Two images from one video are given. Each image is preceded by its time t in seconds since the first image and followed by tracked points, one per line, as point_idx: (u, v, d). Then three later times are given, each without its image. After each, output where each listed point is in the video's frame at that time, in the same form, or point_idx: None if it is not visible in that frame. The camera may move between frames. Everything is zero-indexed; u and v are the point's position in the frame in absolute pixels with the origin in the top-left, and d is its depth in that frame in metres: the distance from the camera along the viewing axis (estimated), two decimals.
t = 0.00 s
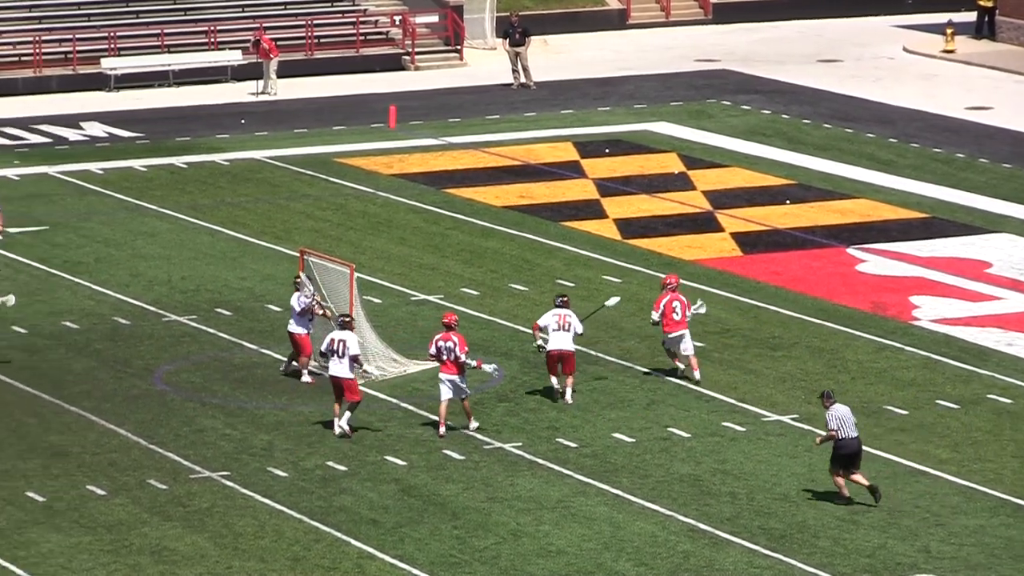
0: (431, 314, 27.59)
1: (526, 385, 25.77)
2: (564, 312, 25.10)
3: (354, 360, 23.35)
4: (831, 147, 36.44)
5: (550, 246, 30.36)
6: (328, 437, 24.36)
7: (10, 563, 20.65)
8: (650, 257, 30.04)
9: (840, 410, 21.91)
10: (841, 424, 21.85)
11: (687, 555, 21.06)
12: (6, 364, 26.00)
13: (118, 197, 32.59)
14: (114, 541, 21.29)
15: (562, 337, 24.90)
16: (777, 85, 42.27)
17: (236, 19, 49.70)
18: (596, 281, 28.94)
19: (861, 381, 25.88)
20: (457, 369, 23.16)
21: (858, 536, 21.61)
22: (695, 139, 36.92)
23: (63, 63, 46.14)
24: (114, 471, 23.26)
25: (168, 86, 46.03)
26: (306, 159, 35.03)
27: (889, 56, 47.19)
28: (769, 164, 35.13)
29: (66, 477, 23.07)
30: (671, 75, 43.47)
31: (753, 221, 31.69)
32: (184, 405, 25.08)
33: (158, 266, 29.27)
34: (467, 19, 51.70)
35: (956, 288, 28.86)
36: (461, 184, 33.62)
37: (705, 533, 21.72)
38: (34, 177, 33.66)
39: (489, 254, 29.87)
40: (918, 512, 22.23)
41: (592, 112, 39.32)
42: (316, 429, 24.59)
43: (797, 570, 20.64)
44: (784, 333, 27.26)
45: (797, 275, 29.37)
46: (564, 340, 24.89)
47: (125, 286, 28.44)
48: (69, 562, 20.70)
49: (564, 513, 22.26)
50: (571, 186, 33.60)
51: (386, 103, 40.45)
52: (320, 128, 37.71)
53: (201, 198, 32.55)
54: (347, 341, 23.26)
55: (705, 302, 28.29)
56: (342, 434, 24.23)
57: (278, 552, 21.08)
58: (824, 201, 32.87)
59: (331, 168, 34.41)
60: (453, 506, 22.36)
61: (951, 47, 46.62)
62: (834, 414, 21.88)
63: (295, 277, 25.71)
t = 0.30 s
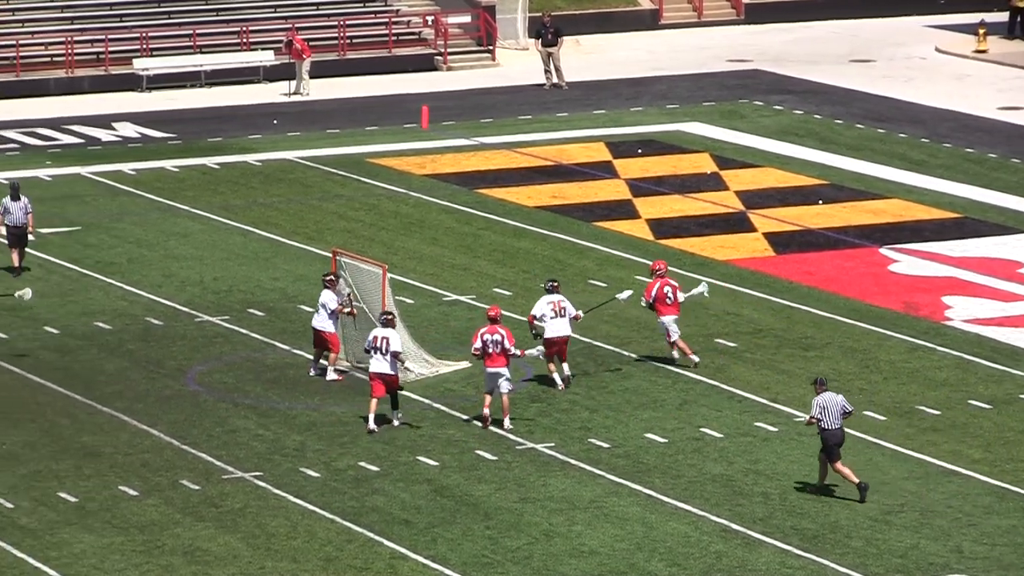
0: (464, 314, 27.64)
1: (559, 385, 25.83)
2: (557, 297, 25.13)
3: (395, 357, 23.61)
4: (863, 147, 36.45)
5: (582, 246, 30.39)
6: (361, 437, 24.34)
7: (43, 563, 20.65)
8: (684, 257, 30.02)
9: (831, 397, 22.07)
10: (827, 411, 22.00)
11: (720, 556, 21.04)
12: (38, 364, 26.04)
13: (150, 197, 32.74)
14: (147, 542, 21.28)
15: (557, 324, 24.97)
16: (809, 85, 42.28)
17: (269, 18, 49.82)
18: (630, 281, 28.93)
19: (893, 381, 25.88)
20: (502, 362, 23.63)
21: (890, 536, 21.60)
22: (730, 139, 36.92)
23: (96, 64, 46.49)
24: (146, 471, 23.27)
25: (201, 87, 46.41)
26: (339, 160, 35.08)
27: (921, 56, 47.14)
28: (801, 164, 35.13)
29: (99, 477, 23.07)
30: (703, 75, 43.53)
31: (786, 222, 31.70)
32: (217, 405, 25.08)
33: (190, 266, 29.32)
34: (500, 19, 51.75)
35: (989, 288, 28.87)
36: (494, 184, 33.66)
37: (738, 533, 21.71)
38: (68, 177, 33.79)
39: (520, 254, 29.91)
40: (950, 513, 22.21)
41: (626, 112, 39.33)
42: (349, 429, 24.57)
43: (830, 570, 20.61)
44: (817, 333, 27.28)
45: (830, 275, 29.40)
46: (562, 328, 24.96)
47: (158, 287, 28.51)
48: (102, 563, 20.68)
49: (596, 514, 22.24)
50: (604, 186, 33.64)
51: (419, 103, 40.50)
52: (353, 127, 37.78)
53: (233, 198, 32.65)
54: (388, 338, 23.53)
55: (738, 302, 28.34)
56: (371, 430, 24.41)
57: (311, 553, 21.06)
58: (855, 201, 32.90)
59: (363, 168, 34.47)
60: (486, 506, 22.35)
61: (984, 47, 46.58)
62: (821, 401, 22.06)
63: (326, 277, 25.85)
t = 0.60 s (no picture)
0: (491, 315, 27.71)
1: (587, 385, 25.84)
2: (549, 284, 25.45)
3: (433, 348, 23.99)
4: (891, 146, 36.48)
5: (608, 246, 30.46)
6: (388, 437, 24.19)
7: (70, 564, 20.41)
8: (709, 257, 30.21)
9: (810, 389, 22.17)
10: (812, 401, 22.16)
11: (747, 555, 20.88)
12: (65, 365, 26.03)
13: (177, 197, 33.00)
14: (173, 543, 21.05)
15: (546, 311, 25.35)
16: (835, 85, 42.31)
17: (295, 19, 50.09)
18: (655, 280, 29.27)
19: (920, 382, 25.82)
20: (532, 360, 23.83)
21: (917, 536, 21.47)
22: (757, 139, 36.97)
23: (121, 63, 46.74)
24: (173, 472, 23.10)
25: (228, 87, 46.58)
26: (366, 160, 35.34)
27: (948, 56, 47.15)
28: (828, 164, 35.17)
29: (126, 478, 22.88)
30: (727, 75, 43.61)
31: (813, 222, 31.81)
32: (243, 405, 25.01)
33: (218, 266, 29.41)
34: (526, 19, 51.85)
35: (1016, 287, 28.88)
36: (521, 184, 33.83)
37: (765, 533, 21.56)
38: (94, 177, 34.19)
39: (547, 254, 30.01)
40: (978, 512, 22.10)
41: (652, 112, 39.41)
42: (376, 429, 24.44)
43: (857, 570, 20.48)
44: (844, 333, 27.30)
45: (857, 275, 29.49)
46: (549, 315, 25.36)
47: (185, 287, 28.62)
48: (129, 563, 20.44)
49: (623, 514, 22.08)
50: (631, 186, 33.74)
51: (446, 103, 40.75)
52: (379, 128, 38.09)
53: (260, 199, 32.91)
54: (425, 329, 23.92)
55: (765, 302, 28.41)
56: (410, 417, 24.66)
57: (337, 553, 20.85)
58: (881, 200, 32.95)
59: (390, 168, 34.65)
60: (513, 506, 22.20)
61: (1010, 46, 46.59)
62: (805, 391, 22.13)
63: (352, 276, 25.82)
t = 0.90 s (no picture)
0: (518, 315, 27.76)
1: (613, 385, 25.85)
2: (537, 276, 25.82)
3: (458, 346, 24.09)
4: (918, 147, 36.45)
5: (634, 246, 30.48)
6: (415, 438, 24.16)
7: (97, 564, 20.39)
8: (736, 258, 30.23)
9: (796, 383, 22.03)
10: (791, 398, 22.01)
11: (773, 556, 20.84)
12: (92, 365, 26.06)
13: (205, 197, 33.11)
14: (200, 543, 21.03)
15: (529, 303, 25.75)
16: (862, 85, 42.36)
17: (324, 19, 50.19)
18: (682, 281, 29.35)
19: (947, 383, 25.82)
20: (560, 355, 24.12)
21: (944, 537, 21.45)
22: (784, 139, 37.00)
23: (149, 64, 46.87)
24: (200, 472, 23.09)
25: (255, 87, 46.75)
26: (395, 160, 35.39)
27: (975, 56, 47.15)
28: (853, 164, 35.21)
29: (152, 478, 22.88)
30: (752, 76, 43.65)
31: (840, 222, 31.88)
32: (270, 405, 25.01)
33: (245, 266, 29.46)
34: (554, 20, 51.94)
35: None
36: (550, 184, 33.94)
37: (791, 533, 21.53)
38: (121, 177, 34.27)
39: (574, 254, 30.05)
40: (1004, 512, 22.09)
41: (679, 112, 39.45)
42: (403, 429, 24.42)
43: (884, 571, 20.46)
44: (871, 334, 27.32)
45: (884, 276, 29.54)
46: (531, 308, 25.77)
47: (213, 287, 28.67)
48: (156, 564, 20.43)
49: (650, 514, 22.06)
50: (658, 186, 33.84)
51: (474, 103, 40.81)
52: (407, 127, 38.14)
53: (287, 199, 32.99)
54: (450, 327, 24.03)
55: (791, 302, 28.41)
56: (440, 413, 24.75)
57: (364, 553, 20.83)
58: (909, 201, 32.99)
59: (417, 168, 34.70)
60: (539, 507, 22.19)
61: None
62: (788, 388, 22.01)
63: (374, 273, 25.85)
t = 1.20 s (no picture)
0: (536, 317, 27.81)
1: (631, 386, 25.85)
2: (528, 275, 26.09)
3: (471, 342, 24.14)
4: (936, 148, 36.49)
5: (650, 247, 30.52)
6: (432, 438, 24.08)
7: (113, 564, 20.26)
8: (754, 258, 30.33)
9: (775, 381, 22.43)
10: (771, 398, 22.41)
11: (791, 556, 20.74)
12: (109, 366, 26.01)
13: (222, 198, 33.08)
14: (216, 543, 20.90)
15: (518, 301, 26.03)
16: (879, 85, 42.43)
17: (342, 19, 50.24)
18: (700, 282, 29.43)
19: (964, 383, 25.81)
20: (579, 351, 24.08)
21: (960, 537, 21.39)
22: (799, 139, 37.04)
23: (166, 64, 46.88)
24: (217, 473, 22.98)
25: (273, 87, 46.76)
26: (413, 160, 35.44)
27: (992, 56, 47.23)
28: (868, 164, 35.28)
29: (169, 479, 22.78)
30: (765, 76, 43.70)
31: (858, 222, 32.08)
32: (287, 405, 24.95)
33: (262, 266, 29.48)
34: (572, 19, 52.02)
35: None
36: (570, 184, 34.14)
37: (809, 534, 21.45)
38: (138, 177, 34.27)
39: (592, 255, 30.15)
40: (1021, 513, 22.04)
41: (696, 112, 39.51)
42: (421, 429, 24.34)
43: (902, 571, 20.40)
44: (889, 334, 27.33)
45: (902, 276, 29.65)
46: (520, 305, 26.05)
47: (231, 288, 28.68)
48: (173, 564, 20.30)
49: (667, 514, 21.98)
50: (677, 187, 34.04)
51: (492, 104, 40.83)
52: (424, 128, 38.17)
53: (304, 199, 33.03)
54: (465, 323, 24.07)
55: (808, 304, 28.44)
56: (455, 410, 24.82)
57: (380, 554, 20.71)
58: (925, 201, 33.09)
59: (435, 168, 34.72)
60: (557, 507, 22.10)
61: None
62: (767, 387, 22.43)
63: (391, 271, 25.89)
